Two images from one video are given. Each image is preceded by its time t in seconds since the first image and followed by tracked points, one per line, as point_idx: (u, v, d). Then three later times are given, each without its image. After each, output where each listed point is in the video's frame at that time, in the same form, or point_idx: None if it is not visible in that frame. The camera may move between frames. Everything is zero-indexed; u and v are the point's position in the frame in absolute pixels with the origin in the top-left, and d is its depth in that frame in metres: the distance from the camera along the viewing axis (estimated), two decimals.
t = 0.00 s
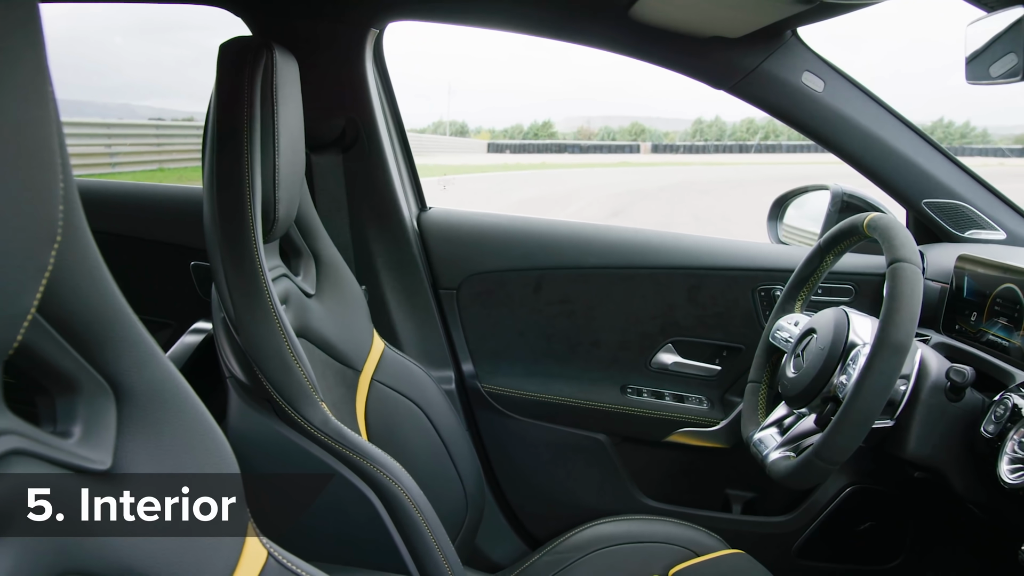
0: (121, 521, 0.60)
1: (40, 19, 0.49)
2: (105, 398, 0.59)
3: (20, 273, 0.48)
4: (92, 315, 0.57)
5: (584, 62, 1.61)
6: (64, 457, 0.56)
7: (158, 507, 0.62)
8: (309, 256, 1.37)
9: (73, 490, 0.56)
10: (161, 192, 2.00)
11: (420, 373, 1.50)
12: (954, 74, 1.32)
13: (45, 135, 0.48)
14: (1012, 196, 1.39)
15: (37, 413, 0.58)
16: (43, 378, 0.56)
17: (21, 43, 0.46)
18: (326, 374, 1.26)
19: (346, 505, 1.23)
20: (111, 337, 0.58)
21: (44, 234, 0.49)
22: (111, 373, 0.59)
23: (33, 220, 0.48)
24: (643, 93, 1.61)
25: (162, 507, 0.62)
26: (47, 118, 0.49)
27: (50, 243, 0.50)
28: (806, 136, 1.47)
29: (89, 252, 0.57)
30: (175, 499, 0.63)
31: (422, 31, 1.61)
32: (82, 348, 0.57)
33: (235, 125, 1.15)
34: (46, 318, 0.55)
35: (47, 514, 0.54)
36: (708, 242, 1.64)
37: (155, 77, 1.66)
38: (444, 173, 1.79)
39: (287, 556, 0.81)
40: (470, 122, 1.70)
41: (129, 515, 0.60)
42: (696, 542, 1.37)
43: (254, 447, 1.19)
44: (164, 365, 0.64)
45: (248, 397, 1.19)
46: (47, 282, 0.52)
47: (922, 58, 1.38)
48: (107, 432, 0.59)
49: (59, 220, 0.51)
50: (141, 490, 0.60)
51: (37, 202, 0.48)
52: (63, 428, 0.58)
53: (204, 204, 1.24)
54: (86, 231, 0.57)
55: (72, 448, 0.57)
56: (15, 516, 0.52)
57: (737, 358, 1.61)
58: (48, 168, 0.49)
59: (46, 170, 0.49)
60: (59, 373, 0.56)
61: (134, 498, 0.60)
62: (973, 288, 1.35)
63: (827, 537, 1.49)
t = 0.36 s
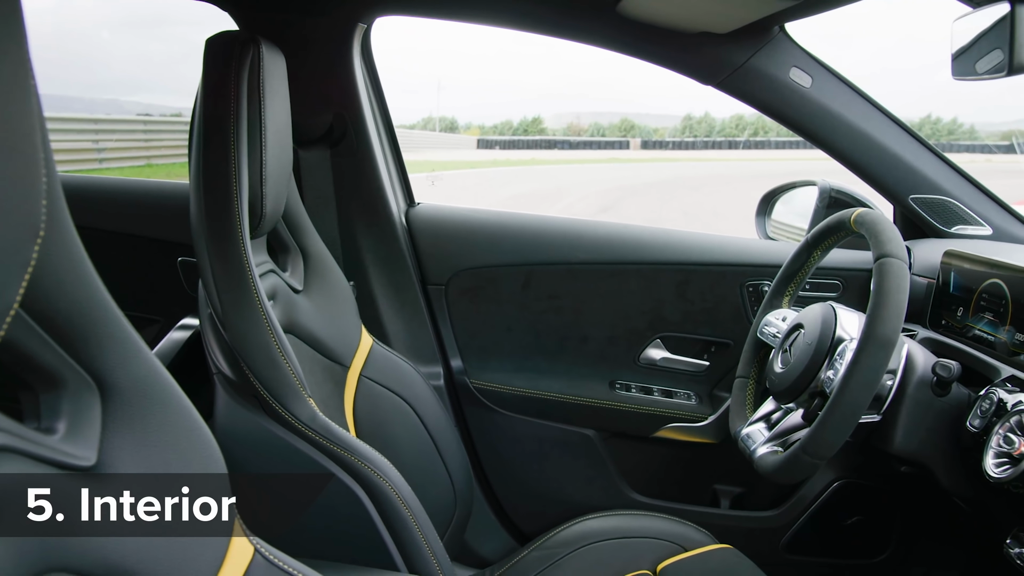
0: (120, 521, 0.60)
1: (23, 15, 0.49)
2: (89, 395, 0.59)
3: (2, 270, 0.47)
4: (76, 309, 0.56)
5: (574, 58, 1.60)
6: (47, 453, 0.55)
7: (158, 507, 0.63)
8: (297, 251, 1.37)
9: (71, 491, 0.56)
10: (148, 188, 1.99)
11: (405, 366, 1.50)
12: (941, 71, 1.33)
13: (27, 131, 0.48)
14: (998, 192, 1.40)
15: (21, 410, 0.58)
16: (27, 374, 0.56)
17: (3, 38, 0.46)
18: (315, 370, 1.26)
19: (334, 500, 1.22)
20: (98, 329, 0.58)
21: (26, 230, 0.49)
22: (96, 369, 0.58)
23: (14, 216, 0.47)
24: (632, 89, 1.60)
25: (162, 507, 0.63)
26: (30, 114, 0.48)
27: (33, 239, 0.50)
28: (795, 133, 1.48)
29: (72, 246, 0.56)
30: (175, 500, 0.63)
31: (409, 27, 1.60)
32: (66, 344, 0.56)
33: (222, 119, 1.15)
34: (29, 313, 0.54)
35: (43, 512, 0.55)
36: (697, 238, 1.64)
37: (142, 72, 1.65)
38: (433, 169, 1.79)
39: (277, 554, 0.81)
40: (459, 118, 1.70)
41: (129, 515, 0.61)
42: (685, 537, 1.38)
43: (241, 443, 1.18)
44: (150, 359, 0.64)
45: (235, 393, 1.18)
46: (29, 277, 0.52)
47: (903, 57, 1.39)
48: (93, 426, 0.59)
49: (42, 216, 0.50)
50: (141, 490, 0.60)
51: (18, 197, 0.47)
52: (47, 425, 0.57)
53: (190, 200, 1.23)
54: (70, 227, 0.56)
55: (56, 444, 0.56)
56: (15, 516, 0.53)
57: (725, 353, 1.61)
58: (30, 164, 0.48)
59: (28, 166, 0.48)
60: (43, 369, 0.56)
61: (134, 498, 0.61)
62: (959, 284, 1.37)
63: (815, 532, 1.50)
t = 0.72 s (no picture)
0: (120, 520, 0.61)
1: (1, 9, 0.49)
2: (73, 392, 0.59)
3: None
4: (61, 307, 0.56)
5: (563, 55, 1.60)
6: (31, 450, 0.55)
7: (158, 507, 0.63)
8: (283, 248, 1.36)
9: (72, 491, 0.57)
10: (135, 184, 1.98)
11: (391, 361, 1.49)
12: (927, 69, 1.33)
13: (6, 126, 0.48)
14: (985, 190, 1.41)
15: (3, 408, 0.57)
16: (9, 371, 0.56)
17: None
18: (301, 367, 1.26)
19: (321, 498, 1.22)
20: (86, 326, 0.58)
21: (8, 226, 0.49)
22: (79, 365, 0.58)
23: None
24: (621, 86, 1.60)
25: (162, 507, 0.63)
26: (8, 109, 0.48)
27: (14, 234, 0.50)
28: (784, 130, 1.47)
29: (54, 243, 0.56)
30: (175, 500, 0.64)
31: (397, 23, 1.61)
32: (49, 340, 0.56)
33: (208, 115, 1.14)
34: (11, 310, 0.54)
35: (43, 512, 0.55)
36: (686, 234, 1.64)
37: (127, 67, 1.63)
38: (420, 164, 1.78)
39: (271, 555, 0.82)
40: (449, 115, 1.69)
41: (129, 514, 0.61)
42: (673, 533, 1.39)
43: (227, 439, 1.18)
44: (134, 357, 0.64)
45: (222, 389, 1.18)
46: (11, 273, 0.52)
47: (899, 51, 1.40)
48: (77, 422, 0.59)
49: (23, 212, 0.50)
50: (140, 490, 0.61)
51: None
52: (30, 422, 0.57)
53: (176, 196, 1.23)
54: (52, 223, 0.56)
55: (40, 441, 0.56)
56: (15, 516, 0.53)
57: (713, 349, 1.62)
58: (11, 158, 0.48)
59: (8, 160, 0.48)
60: (26, 366, 0.56)
61: (134, 498, 0.61)
62: (945, 279, 1.38)
63: (802, 527, 1.50)
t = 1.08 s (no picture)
0: (121, 520, 0.61)
1: None
2: (55, 387, 0.58)
3: None
4: (44, 303, 0.56)
5: (551, 50, 1.59)
6: (13, 448, 0.55)
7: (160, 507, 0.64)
8: (270, 243, 1.35)
9: (72, 491, 0.58)
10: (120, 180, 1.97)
11: (382, 360, 1.49)
12: (913, 66, 1.34)
13: None
14: (971, 184, 1.44)
15: None
16: None
17: None
18: (288, 362, 1.25)
19: (307, 495, 1.21)
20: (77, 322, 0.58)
21: None
22: (61, 361, 0.58)
23: None
24: (609, 81, 1.59)
25: (162, 507, 0.64)
26: None
27: None
28: (770, 125, 1.49)
29: (36, 239, 0.55)
30: (175, 500, 0.65)
31: (389, 19, 1.60)
32: (30, 337, 0.55)
33: (193, 110, 1.13)
34: None
35: (42, 512, 0.56)
36: (673, 230, 1.64)
37: (112, 63, 1.62)
38: (407, 161, 1.79)
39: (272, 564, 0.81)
40: (437, 110, 1.69)
41: (129, 514, 0.62)
42: (659, 528, 1.40)
43: (211, 435, 1.17)
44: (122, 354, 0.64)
45: (208, 386, 1.17)
46: None
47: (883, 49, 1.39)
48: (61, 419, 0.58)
49: None
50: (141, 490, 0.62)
51: None
52: (12, 418, 0.56)
53: (161, 192, 1.22)
54: (32, 218, 0.55)
55: (21, 438, 0.56)
56: (14, 516, 0.54)
57: (699, 344, 1.63)
58: None
59: None
60: (7, 362, 0.55)
61: (134, 498, 0.62)
62: (930, 274, 1.40)
63: (788, 522, 1.51)
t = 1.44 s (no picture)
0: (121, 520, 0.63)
1: None
2: (37, 383, 0.60)
3: None
4: (26, 298, 0.58)
5: (538, 46, 1.59)
6: None
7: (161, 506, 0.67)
8: (254, 239, 1.35)
9: (72, 491, 0.59)
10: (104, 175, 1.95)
11: (369, 356, 1.49)
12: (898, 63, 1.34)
13: None
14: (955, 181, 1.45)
15: None
16: None
17: None
18: (273, 358, 1.25)
19: (292, 492, 1.21)
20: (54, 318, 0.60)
21: None
22: (42, 357, 0.59)
23: None
24: (595, 77, 1.59)
25: (162, 507, 0.67)
26: None
27: None
28: (756, 121, 1.49)
29: (15, 238, 0.58)
30: (174, 500, 0.68)
31: (377, 14, 1.59)
32: (11, 331, 0.57)
33: (175, 104, 1.12)
34: None
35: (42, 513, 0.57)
36: (659, 226, 1.64)
37: (93, 57, 1.60)
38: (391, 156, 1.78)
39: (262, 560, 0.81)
40: (423, 107, 1.68)
41: (129, 514, 0.64)
42: (646, 522, 1.40)
43: (195, 432, 1.16)
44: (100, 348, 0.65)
45: (191, 382, 1.17)
46: None
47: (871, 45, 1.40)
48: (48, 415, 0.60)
49: None
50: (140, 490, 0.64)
51: None
52: None
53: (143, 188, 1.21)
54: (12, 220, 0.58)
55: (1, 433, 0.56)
56: (16, 515, 0.55)
57: (685, 339, 1.63)
58: None
59: None
60: None
61: (134, 498, 0.64)
62: (913, 270, 1.43)
63: (773, 516, 1.52)
